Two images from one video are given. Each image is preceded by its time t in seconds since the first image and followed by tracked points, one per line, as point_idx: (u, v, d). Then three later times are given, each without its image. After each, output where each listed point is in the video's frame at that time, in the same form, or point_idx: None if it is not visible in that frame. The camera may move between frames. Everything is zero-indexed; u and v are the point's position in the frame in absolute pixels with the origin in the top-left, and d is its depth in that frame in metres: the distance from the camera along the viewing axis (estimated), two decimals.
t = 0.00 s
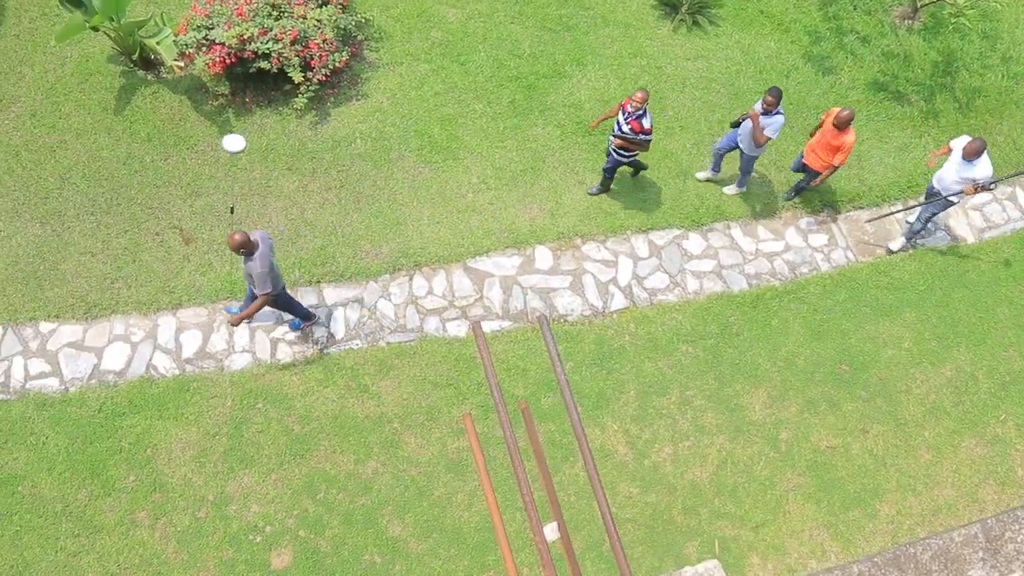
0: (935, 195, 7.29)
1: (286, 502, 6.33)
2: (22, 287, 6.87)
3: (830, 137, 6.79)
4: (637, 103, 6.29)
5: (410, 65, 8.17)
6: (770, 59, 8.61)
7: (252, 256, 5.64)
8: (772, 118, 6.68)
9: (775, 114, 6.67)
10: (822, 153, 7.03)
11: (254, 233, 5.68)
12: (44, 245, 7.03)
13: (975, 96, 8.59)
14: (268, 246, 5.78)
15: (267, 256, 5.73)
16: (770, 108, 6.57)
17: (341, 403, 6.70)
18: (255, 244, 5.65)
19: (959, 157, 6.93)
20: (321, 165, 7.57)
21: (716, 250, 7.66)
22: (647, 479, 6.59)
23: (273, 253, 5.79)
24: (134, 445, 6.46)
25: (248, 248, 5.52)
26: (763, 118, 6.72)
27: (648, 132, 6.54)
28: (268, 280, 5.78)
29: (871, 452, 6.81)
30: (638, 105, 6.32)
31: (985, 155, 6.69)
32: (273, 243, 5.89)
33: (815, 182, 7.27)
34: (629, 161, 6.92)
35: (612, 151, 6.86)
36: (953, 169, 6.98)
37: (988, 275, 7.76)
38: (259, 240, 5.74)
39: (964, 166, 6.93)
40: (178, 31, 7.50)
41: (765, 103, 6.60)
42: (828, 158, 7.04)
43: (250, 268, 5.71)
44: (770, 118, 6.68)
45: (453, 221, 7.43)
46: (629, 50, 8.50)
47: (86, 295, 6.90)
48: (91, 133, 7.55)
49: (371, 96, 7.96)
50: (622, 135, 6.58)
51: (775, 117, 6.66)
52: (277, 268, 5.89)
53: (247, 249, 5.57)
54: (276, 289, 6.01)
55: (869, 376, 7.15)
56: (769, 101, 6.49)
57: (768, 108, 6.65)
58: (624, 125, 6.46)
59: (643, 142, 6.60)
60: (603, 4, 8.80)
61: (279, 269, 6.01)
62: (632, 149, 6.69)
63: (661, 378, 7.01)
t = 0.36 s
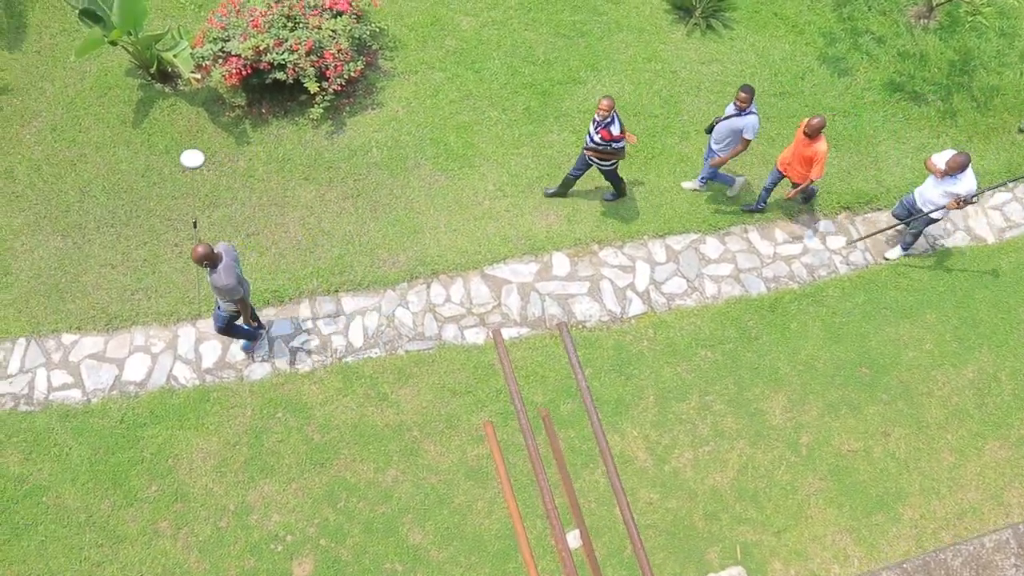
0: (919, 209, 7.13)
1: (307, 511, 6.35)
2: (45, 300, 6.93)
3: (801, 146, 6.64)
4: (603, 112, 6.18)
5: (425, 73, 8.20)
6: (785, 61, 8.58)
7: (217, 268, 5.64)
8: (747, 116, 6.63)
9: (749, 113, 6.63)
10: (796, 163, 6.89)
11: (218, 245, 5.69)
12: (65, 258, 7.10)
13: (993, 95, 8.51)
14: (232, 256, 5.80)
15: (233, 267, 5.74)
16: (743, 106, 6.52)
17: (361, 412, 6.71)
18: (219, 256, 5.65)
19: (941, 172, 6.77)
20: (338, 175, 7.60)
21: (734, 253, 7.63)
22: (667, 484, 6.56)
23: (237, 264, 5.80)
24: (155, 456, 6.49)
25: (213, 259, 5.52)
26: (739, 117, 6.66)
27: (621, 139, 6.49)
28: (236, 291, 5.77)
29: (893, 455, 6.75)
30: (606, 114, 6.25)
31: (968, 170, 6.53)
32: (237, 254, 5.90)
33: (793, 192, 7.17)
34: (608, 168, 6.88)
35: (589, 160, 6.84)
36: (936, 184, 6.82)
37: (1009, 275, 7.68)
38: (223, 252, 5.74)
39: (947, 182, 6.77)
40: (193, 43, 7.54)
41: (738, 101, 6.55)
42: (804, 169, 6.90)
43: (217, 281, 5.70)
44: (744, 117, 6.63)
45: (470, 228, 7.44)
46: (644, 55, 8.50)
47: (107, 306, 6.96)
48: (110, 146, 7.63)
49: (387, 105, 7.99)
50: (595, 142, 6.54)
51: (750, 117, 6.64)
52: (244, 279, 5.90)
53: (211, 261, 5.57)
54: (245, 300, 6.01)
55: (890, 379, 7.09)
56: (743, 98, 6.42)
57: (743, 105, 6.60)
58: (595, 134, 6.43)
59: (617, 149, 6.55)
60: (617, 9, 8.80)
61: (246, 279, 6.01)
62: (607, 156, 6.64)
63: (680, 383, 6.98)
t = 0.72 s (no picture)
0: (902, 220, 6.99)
1: (332, 516, 6.37)
2: (75, 306, 7.02)
3: (789, 158, 6.51)
4: (586, 118, 6.16)
5: (450, 80, 8.22)
6: (811, 66, 8.52)
7: (192, 292, 5.67)
8: (732, 124, 6.53)
9: (734, 121, 6.51)
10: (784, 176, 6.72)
11: (193, 270, 5.68)
12: (94, 264, 7.18)
13: None
14: (208, 278, 5.80)
15: (209, 290, 5.76)
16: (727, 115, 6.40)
17: (386, 417, 6.73)
18: (195, 281, 5.67)
19: (926, 180, 6.66)
20: (364, 181, 7.64)
21: (760, 260, 7.58)
22: (693, 491, 6.52)
23: (213, 287, 5.81)
24: (183, 460, 6.55)
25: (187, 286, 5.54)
26: (723, 127, 6.55)
27: (604, 147, 6.41)
28: (212, 312, 5.82)
29: (921, 463, 6.67)
30: (589, 120, 6.19)
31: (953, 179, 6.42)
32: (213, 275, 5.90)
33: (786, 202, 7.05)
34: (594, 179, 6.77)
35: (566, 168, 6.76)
36: (921, 193, 6.71)
37: None
38: (198, 274, 5.74)
39: (931, 191, 6.65)
40: (220, 51, 7.62)
41: (721, 111, 6.43)
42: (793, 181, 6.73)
43: (194, 304, 5.74)
44: (729, 126, 6.52)
45: (495, 235, 7.45)
46: (668, 60, 8.47)
47: (136, 312, 7.04)
48: (139, 153, 7.72)
49: (412, 112, 8.02)
50: (578, 150, 6.44)
51: (733, 126, 6.52)
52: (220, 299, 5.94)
53: (186, 288, 5.59)
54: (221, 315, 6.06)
55: (918, 386, 7.01)
56: (726, 107, 6.30)
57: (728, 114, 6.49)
58: (579, 140, 6.32)
59: (601, 158, 6.46)
60: (641, 15, 8.78)
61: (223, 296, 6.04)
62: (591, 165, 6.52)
63: (706, 391, 6.94)
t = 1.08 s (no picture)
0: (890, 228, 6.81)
1: (354, 514, 6.39)
2: (103, 301, 7.09)
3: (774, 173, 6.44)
4: (563, 134, 6.11)
5: (478, 81, 8.22)
6: (840, 70, 8.45)
7: (175, 294, 5.61)
8: (718, 132, 6.41)
9: (720, 128, 6.39)
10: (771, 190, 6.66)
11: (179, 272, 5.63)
12: (123, 259, 7.24)
13: None
14: (192, 283, 5.74)
15: (192, 295, 5.69)
16: (713, 122, 6.31)
17: (409, 417, 6.75)
18: (180, 283, 5.60)
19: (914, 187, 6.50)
20: (391, 181, 7.67)
21: (786, 265, 7.53)
22: (715, 497, 6.48)
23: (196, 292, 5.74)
24: (207, 456, 6.59)
25: (171, 288, 5.48)
26: (709, 133, 6.44)
27: (581, 163, 6.39)
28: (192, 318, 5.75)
29: (946, 473, 6.59)
30: (565, 136, 6.15)
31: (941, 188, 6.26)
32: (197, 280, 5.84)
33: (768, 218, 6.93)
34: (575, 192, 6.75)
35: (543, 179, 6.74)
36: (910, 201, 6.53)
37: None
38: (184, 277, 5.68)
39: (919, 199, 6.49)
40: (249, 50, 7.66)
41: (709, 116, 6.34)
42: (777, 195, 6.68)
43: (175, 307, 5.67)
44: (715, 132, 6.40)
45: (521, 236, 7.46)
46: (697, 63, 8.43)
47: (163, 308, 7.11)
48: (168, 150, 7.78)
49: (440, 112, 8.03)
50: (555, 165, 6.42)
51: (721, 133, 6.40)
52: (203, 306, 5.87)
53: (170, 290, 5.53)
54: (201, 324, 5.97)
55: (945, 395, 6.93)
56: (712, 112, 6.23)
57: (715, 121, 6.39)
58: (554, 155, 6.29)
59: (577, 173, 6.44)
60: (670, 17, 8.74)
61: (207, 304, 5.97)
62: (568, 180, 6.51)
63: (730, 396, 6.90)
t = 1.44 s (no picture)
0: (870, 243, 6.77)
1: (371, 510, 6.40)
2: (130, 291, 7.18)
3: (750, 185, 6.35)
4: (536, 138, 6.15)
5: (506, 80, 8.23)
6: (870, 77, 8.39)
7: (153, 285, 5.73)
8: (698, 136, 6.45)
9: (701, 132, 6.43)
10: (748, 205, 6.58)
11: (156, 265, 5.78)
12: (148, 251, 7.28)
13: None
14: (169, 277, 5.89)
15: (169, 287, 5.82)
16: (691, 127, 6.37)
17: (429, 415, 6.75)
18: (157, 274, 5.76)
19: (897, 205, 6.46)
20: (416, 179, 7.68)
21: (811, 271, 7.48)
22: (734, 503, 6.44)
23: (172, 285, 5.87)
24: (227, 448, 6.62)
25: (150, 276, 5.62)
26: (690, 137, 6.49)
27: (555, 169, 6.43)
28: (170, 310, 5.82)
29: (969, 486, 6.51)
30: (538, 140, 6.17)
31: (922, 207, 6.21)
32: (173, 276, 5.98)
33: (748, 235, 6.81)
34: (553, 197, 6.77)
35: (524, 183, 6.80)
36: (891, 217, 6.49)
37: None
38: (161, 270, 5.84)
39: (900, 216, 6.44)
40: (279, 46, 7.69)
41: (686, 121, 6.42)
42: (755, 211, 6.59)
43: (153, 300, 5.76)
44: (697, 137, 6.45)
45: (545, 237, 7.46)
46: (725, 67, 8.40)
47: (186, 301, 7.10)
48: (196, 144, 7.83)
49: (467, 111, 8.04)
50: (530, 169, 6.48)
51: (700, 138, 6.45)
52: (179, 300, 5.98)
53: (148, 280, 5.66)
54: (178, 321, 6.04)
55: (969, 407, 6.85)
56: (687, 118, 6.30)
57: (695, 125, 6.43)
58: (528, 160, 6.38)
59: (551, 179, 6.50)
60: (699, 21, 8.71)
61: (183, 301, 6.08)
62: (541, 185, 6.58)
63: (752, 402, 6.86)
